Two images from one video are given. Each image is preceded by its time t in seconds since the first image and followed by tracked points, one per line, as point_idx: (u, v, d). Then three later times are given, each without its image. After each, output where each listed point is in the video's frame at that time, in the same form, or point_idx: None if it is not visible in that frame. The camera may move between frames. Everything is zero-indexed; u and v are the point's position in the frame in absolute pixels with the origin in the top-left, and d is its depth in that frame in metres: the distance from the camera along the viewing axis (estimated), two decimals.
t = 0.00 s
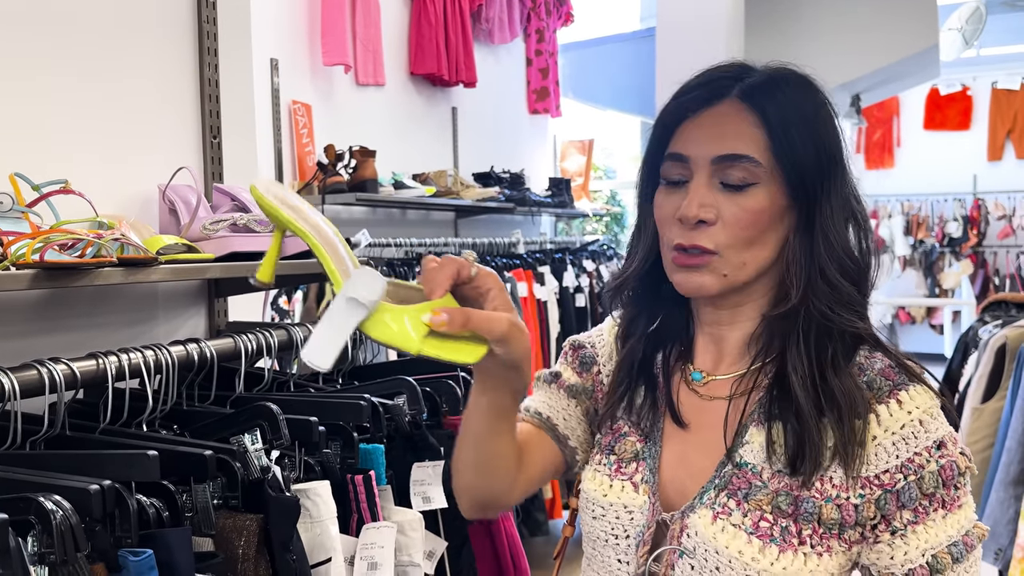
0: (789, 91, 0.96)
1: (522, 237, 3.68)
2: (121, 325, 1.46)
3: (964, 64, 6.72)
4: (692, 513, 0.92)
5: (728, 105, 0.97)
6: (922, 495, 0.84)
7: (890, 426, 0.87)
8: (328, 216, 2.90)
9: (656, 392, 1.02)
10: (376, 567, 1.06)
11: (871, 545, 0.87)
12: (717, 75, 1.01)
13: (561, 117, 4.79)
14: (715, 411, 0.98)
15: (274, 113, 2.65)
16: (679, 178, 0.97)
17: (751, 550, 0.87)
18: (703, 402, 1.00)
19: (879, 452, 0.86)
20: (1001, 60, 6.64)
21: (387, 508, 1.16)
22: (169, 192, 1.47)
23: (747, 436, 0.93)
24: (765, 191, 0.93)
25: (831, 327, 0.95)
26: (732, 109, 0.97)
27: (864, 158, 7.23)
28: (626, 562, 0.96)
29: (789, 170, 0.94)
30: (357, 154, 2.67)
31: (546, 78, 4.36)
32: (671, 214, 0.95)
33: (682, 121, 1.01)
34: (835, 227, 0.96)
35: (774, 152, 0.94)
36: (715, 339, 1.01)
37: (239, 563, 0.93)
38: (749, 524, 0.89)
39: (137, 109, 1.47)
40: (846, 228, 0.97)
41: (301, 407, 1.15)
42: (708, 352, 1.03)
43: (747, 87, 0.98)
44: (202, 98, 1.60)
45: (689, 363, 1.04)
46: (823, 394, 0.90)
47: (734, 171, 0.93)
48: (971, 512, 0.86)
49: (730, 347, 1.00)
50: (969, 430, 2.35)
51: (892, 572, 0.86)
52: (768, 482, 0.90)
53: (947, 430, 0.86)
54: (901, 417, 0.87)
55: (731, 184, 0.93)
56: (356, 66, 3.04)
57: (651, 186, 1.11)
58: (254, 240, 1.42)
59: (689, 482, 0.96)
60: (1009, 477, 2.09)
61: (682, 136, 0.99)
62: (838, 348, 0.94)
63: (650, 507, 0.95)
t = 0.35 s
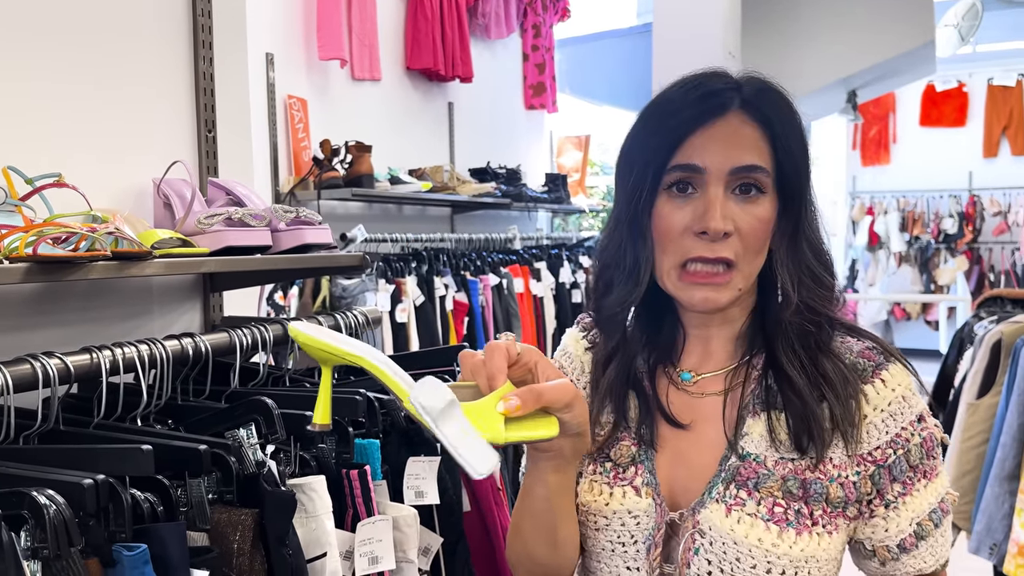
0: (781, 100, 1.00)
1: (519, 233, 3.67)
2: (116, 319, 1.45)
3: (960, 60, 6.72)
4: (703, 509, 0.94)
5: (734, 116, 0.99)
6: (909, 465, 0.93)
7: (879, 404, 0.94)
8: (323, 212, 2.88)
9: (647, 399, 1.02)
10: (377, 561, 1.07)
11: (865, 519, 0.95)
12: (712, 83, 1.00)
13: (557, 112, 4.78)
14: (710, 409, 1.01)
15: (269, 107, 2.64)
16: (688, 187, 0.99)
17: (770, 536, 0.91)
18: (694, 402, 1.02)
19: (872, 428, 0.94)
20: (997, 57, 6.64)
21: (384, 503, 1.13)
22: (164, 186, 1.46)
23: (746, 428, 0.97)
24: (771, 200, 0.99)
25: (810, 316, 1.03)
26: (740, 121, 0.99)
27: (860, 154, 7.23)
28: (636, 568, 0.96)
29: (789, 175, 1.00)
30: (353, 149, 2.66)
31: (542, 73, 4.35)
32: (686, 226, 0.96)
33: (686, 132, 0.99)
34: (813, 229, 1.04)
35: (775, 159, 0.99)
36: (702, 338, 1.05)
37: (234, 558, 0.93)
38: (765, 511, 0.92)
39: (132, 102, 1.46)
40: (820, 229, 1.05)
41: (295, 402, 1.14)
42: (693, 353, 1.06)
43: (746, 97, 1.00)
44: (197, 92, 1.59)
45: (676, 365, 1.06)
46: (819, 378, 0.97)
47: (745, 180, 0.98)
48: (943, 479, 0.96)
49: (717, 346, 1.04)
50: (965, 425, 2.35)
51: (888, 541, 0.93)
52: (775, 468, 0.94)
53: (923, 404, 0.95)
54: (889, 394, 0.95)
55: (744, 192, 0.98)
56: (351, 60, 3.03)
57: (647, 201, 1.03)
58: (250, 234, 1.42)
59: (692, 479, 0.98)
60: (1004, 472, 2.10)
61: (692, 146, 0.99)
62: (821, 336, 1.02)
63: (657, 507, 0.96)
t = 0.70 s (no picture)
0: (759, 95, 1.00)
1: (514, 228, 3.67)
2: (109, 314, 1.45)
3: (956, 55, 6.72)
4: (686, 505, 0.94)
5: (710, 110, 0.99)
6: (892, 459, 0.92)
7: (859, 398, 0.94)
8: (318, 207, 2.88)
9: (628, 397, 1.03)
10: (370, 557, 1.06)
11: (849, 512, 0.94)
12: (689, 77, 1.01)
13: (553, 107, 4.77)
14: (692, 406, 1.01)
15: (264, 102, 2.63)
16: (666, 182, 0.99)
17: (751, 532, 0.91)
18: (676, 399, 1.02)
19: (853, 423, 0.93)
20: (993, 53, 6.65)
21: (376, 498, 1.12)
22: (156, 181, 1.45)
23: (727, 424, 0.97)
24: (749, 194, 0.98)
25: (792, 310, 1.02)
26: (716, 114, 0.99)
27: (856, 149, 7.23)
28: (621, 567, 0.96)
29: (766, 172, 0.99)
30: (348, 144, 2.65)
31: (538, 68, 4.35)
32: (664, 220, 0.96)
33: (661, 126, 1.00)
34: (796, 221, 1.03)
35: (753, 154, 0.99)
36: (682, 337, 1.04)
37: (226, 554, 0.92)
38: (746, 507, 0.92)
39: (124, 96, 1.46)
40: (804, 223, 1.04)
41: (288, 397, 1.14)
42: (677, 349, 1.05)
43: (722, 89, 1.00)
44: (190, 86, 1.58)
45: (659, 362, 1.06)
46: (798, 374, 0.96)
47: (722, 173, 0.97)
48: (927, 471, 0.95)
49: (698, 344, 1.04)
50: (959, 420, 2.36)
51: (871, 536, 0.93)
52: (756, 464, 0.94)
53: (904, 397, 0.95)
54: (869, 389, 0.94)
55: (721, 186, 0.97)
56: (346, 55, 3.01)
57: (624, 197, 1.04)
58: (242, 229, 1.41)
59: (675, 477, 0.98)
60: (998, 467, 2.10)
61: (669, 140, 0.99)
62: (802, 330, 1.01)
63: (640, 506, 0.96)
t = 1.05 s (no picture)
0: (745, 83, 0.99)
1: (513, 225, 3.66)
2: (106, 311, 1.44)
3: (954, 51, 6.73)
4: (681, 504, 0.94)
5: (692, 102, 0.99)
6: (887, 461, 0.94)
7: (856, 400, 0.96)
8: (316, 204, 2.87)
9: (622, 395, 1.03)
10: (369, 553, 1.06)
11: (843, 512, 0.96)
12: (676, 68, 1.02)
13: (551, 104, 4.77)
14: (688, 402, 1.01)
15: (262, 99, 2.63)
16: (648, 175, 0.99)
17: (746, 531, 0.91)
18: (672, 395, 1.02)
19: (849, 425, 0.95)
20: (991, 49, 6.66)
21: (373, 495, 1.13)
22: (154, 177, 1.45)
23: (724, 422, 0.96)
24: (730, 187, 0.97)
25: (788, 308, 1.01)
26: (696, 106, 0.99)
27: (854, 146, 7.23)
28: (616, 568, 0.96)
29: (755, 164, 0.98)
30: (346, 141, 2.63)
31: (536, 64, 4.35)
32: (643, 212, 0.97)
33: (643, 118, 1.02)
34: (794, 213, 1.01)
35: (738, 146, 0.98)
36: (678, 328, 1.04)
37: (224, 551, 0.92)
38: (741, 506, 0.92)
39: (120, 92, 1.45)
40: (802, 217, 1.02)
41: (287, 394, 1.14)
42: (674, 344, 1.04)
43: (708, 81, 1.00)
44: (187, 82, 1.58)
45: (654, 355, 1.05)
46: (795, 375, 0.96)
47: (701, 166, 0.96)
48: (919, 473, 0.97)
49: (695, 337, 1.03)
50: (958, 416, 2.35)
51: (863, 536, 0.94)
52: (752, 463, 0.94)
53: (898, 401, 0.97)
54: (865, 390, 0.96)
55: (698, 181, 0.96)
56: (344, 52, 3.01)
57: (614, 188, 1.08)
58: (240, 226, 1.41)
59: (671, 475, 0.98)
60: (997, 463, 2.10)
61: (651, 131, 1.00)
62: (800, 329, 1.01)
63: (635, 508, 0.96)
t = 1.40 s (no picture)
0: (745, 84, 0.99)
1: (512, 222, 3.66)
2: (105, 309, 1.44)
3: (953, 48, 6.72)
4: (703, 497, 0.93)
5: (699, 104, 0.98)
6: (873, 441, 0.98)
7: (846, 382, 0.99)
8: (315, 202, 2.87)
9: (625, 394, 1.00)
10: (366, 551, 1.06)
11: (836, 493, 0.98)
12: (678, 70, 0.99)
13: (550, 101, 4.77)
14: (692, 400, 1.00)
15: (260, 97, 2.62)
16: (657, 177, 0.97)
17: (772, 517, 0.91)
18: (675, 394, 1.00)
19: (843, 406, 0.98)
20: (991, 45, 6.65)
21: (373, 492, 1.13)
22: (151, 175, 1.44)
23: (731, 413, 0.96)
24: (739, 185, 0.98)
25: (781, 298, 1.04)
26: (702, 108, 0.98)
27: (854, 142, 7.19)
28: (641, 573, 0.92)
29: (755, 162, 0.99)
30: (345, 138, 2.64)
31: (535, 61, 4.34)
32: (656, 215, 0.95)
33: (652, 121, 0.98)
34: (786, 209, 1.03)
35: (744, 146, 0.98)
36: (672, 326, 1.04)
37: (222, 548, 0.92)
38: (764, 493, 0.92)
39: (117, 90, 1.44)
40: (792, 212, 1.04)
41: (286, 391, 1.15)
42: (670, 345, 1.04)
43: (710, 81, 0.99)
44: (185, 80, 1.57)
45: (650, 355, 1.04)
46: (793, 359, 0.99)
47: (711, 168, 0.96)
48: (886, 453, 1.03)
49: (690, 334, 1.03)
50: (957, 413, 2.35)
51: (853, 514, 0.97)
52: (765, 450, 0.94)
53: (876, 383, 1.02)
54: (853, 373, 1.00)
55: (710, 181, 0.96)
56: (343, 49, 3.01)
57: (618, 191, 1.01)
58: (239, 224, 1.41)
59: (681, 470, 0.98)
60: (996, 459, 2.10)
61: (658, 136, 0.97)
62: (790, 319, 1.04)
63: (656, 512, 0.93)
